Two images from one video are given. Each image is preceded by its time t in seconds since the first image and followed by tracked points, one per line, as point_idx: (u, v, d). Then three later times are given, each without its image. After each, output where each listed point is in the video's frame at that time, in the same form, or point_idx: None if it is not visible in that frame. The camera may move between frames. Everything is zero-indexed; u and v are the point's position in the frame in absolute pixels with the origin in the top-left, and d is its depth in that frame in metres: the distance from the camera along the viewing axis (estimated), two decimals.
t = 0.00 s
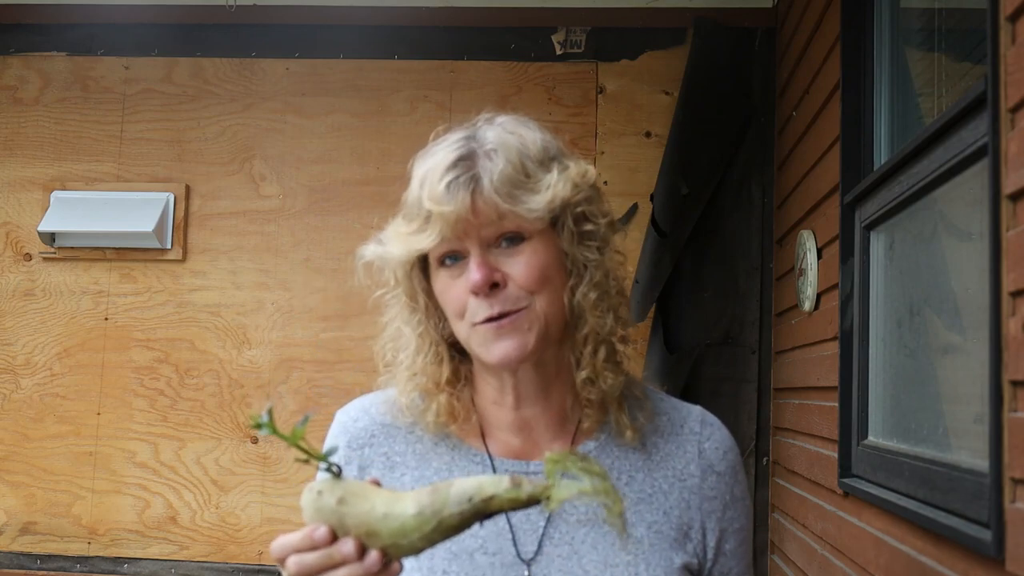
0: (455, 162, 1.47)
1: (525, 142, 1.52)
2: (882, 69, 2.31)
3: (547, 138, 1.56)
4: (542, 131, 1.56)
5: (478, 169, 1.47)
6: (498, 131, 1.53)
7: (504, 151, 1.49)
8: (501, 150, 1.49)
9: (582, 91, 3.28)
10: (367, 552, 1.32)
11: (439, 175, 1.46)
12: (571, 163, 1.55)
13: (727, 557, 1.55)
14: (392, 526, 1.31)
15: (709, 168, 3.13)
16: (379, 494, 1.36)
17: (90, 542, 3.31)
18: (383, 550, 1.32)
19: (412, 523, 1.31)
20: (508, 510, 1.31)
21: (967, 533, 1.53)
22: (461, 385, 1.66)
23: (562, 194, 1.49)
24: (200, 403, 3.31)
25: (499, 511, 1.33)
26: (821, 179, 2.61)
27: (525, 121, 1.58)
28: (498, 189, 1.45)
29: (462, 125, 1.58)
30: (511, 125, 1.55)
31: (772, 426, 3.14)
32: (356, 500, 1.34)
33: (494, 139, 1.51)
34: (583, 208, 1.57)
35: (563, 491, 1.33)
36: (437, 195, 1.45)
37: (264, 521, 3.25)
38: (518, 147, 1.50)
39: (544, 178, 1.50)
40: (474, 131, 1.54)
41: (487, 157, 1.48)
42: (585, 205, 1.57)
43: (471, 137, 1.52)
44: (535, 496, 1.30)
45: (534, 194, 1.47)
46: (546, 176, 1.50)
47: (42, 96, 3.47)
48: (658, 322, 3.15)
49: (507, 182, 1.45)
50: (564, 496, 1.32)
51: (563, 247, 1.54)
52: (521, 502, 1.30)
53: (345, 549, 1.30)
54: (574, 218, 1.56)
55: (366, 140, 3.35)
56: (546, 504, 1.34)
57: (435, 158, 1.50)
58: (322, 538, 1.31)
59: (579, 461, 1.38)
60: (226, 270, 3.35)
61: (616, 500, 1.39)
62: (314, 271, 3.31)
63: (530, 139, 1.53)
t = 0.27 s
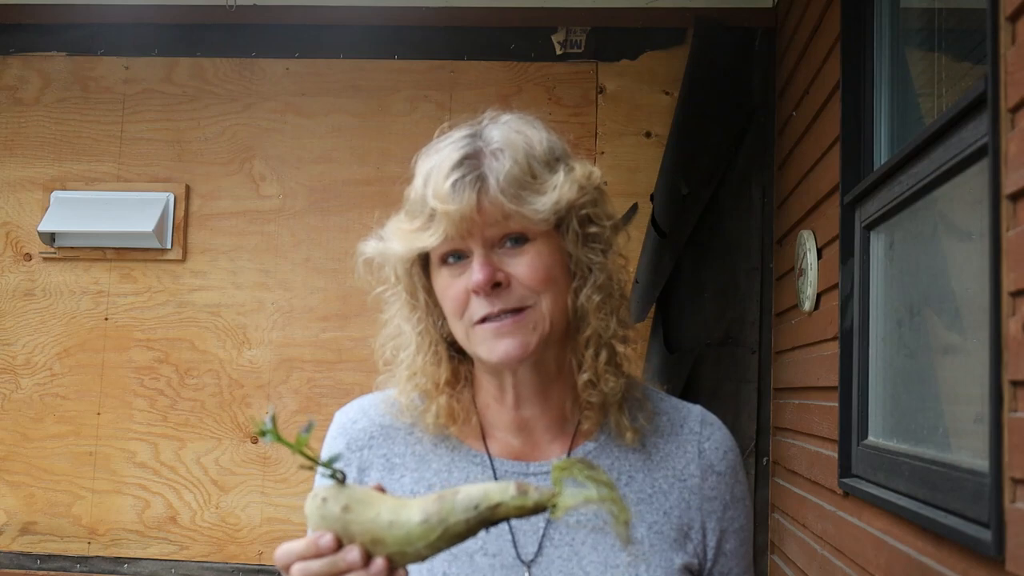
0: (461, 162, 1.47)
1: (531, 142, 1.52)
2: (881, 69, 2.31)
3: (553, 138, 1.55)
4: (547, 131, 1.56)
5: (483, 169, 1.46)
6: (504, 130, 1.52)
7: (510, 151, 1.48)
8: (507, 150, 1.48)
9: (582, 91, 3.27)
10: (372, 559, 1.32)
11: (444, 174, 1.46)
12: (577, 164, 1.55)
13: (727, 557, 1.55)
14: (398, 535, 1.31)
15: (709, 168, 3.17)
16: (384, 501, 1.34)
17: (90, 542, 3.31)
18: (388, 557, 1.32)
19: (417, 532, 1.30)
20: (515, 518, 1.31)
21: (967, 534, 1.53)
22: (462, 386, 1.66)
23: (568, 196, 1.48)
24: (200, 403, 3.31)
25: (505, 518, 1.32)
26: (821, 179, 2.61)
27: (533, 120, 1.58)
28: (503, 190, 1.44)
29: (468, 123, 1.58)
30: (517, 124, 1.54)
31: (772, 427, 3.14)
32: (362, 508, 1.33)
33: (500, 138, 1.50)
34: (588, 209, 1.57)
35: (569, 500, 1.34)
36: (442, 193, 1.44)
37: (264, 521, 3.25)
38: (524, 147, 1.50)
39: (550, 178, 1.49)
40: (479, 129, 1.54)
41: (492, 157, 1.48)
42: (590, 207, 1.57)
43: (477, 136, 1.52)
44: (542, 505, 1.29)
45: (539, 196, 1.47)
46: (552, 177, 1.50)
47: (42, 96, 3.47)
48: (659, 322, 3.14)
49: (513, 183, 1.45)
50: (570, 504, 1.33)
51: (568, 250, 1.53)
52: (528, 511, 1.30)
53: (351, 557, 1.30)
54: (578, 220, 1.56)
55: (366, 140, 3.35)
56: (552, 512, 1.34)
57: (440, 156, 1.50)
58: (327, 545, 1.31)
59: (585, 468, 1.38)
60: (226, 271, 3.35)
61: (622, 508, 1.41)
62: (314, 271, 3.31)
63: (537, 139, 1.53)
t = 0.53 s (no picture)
0: (464, 161, 1.47)
1: (534, 142, 1.52)
2: (882, 70, 2.31)
3: (558, 138, 1.55)
4: (551, 131, 1.56)
5: (486, 168, 1.46)
6: (509, 129, 1.52)
7: (514, 150, 1.48)
8: (512, 150, 1.48)
9: (582, 91, 3.27)
10: (373, 558, 1.31)
11: (447, 173, 1.45)
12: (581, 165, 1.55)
13: (727, 557, 1.55)
14: (400, 533, 1.30)
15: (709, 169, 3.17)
16: (386, 500, 1.34)
17: (90, 542, 3.31)
18: (389, 556, 1.31)
19: (419, 530, 1.30)
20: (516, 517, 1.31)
21: (967, 534, 1.53)
22: (462, 387, 1.66)
23: (571, 197, 1.48)
24: (200, 403, 3.31)
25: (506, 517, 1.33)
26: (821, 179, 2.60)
27: (537, 119, 1.58)
28: (507, 190, 1.44)
29: (472, 121, 1.58)
30: (521, 123, 1.54)
31: (772, 427, 3.14)
32: (363, 507, 1.32)
33: (504, 138, 1.50)
34: (590, 211, 1.57)
35: (570, 498, 1.38)
36: (444, 192, 1.44)
37: (264, 521, 3.25)
38: (528, 147, 1.50)
39: (553, 179, 1.49)
40: (483, 128, 1.54)
41: (496, 156, 1.48)
42: (593, 209, 1.57)
43: (481, 135, 1.52)
44: (543, 504, 1.30)
45: (542, 197, 1.47)
46: (555, 178, 1.50)
47: (42, 96, 3.47)
48: (659, 322, 3.14)
49: (516, 184, 1.45)
50: (572, 502, 1.37)
51: (569, 252, 1.54)
52: (529, 509, 1.30)
53: (352, 556, 1.29)
54: (580, 222, 1.56)
55: (366, 140, 3.35)
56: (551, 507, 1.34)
57: (443, 154, 1.49)
58: (328, 545, 1.29)
59: (586, 467, 1.42)
60: (225, 270, 3.35)
61: (623, 506, 1.44)
62: (314, 271, 3.31)
63: (542, 139, 1.53)
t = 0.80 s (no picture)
0: (470, 162, 1.46)
1: (539, 142, 1.52)
2: (882, 70, 2.31)
3: (563, 139, 1.56)
4: (555, 132, 1.56)
5: (492, 170, 1.46)
6: (514, 130, 1.52)
7: (519, 152, 1.48)
8: (517, 151, 1.48)
9: (582, 91, 3.28)
10: (373, 558, 1.31)
11: (452, 174, 1.45)
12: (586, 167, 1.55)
13: (727, 558, 1.55)
14: (398, 533, 1.30)
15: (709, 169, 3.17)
16: (385, 499, 1.34)
17: (90, 542, 3.31)
18: (389, 556, 1.31)
19: (418, 530, 1.30)
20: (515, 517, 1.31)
21: (967, 534, 1.53)
22: (463, 387, 1.66)
23: (576, 200, 1.48)
24: (200, 403, 3.32)
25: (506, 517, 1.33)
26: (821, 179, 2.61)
27: (542, 120, 1.58)
28: (512, 192, 1.44)
29: (477, 121, 1.58)
30: (526, 123, 1.54)
31: (772, 427, 3.14)
32: (362, 507, 1.32)
33: (510, 139, 1.50)
34: (595, 214, 1.56)
35: (569, 497, 1.35)
36: (450, 193, 1.44)
37: (264, 521, 3.25)
38: (534, 149, 1.50)
39: (558, 181, 1.49)
40: (488, 129, 1.54)
41: (501, 157, 1.48)
42: (597, 212, 1.57)
43: (486, 135, 1.52)
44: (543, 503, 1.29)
45: (548, 199, 1.47)
46: (561, 180, 1.50)
47: (42, 96, 3.47)
48: (659, 322, 3.14)
49: (522, 186, 1.45)
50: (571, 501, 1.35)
51: (573, 254, 1.53)
52: (528, 509, 1.30)
53: (352, 556, 1.29)
54: (585, 224, 1.56)
55: (366, 140, 3.35)
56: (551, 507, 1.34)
57: (449, 155, 1.49)
58: (328, 545, 1.30)
59: (586, 467, 1.40)
60: (225, 270, 3.35)
61: (621, 507, 1.41)
62: (314, 271, 3.31)
63: (547, 140, 1.53)
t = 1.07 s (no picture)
0: (484, 160, 1.45)
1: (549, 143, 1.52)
2: (881, 69, 2.31)
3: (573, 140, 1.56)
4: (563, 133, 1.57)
5: (506, 169, 1.45)
6: (526, 129, 1.51)
7: (533, 152, 1.48)
8: (531, 151, 1.47)
9: (582, 91, 3.28)
10: (368, 552, 1.30)
11: (467, 171, 1.44)
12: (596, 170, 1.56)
13: (727, 555, 1.55)
14: (391, 526, 1.30)
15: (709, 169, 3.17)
16: (378, 494, 1.34)
17: (90, 542, 3.31)
18: (384, 549, 1.31)
19: (412, 522, 1.30)
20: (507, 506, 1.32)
21: (967, 534, 1.53)
22: (464, 388, 1.66)
23: (588, 202, 1.49)
24: (200, 403, 3.31)
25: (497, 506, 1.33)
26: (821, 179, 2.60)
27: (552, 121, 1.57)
28: (527, 192, 1.43)
29: (488, 119, 1.57)
30: (535, 124, 1.54)
31: (772, 427, 3.14)
32: (355, 501, 1.32)
33: (522, 139, 1.49)
34: (605, 216, 1.57)
35: (562, 484, 1.35)
36: (465, 191, 1.42)
37: (264, 522, 3.25)
38: (547, 149, 1.49)
39: (570, 183, 1.50)
40: (497, 128, 1.53)
41: (514, 157, 1.47)
42: (606, 214, 1.57)
43: (497, 134, 1.51)
44: (535, 490, 1.30)
45: (561, 200, 1.47)
46: (572, 182, 1.50)
47: (42, 96, 3.47)
48: (659, 322, 3.14)
49: (536, 186, 1.44)
50: (563, 488, 1.34)
51: (583, 255, 1.54)
52: (521, 497, 1.30)
53: (347, 551, 1.28)
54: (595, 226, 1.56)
55: (366, 140, 3.34)
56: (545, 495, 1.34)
57: (461, 153, 1.48)
58: (323, 541, 1.29)
59: (576, 453, 1.40)
60: (225, 270, 3.35)
61: (613, 491, 1.42)
62: (314, 271, 3.31)
63: (558, 141, 1.52)
